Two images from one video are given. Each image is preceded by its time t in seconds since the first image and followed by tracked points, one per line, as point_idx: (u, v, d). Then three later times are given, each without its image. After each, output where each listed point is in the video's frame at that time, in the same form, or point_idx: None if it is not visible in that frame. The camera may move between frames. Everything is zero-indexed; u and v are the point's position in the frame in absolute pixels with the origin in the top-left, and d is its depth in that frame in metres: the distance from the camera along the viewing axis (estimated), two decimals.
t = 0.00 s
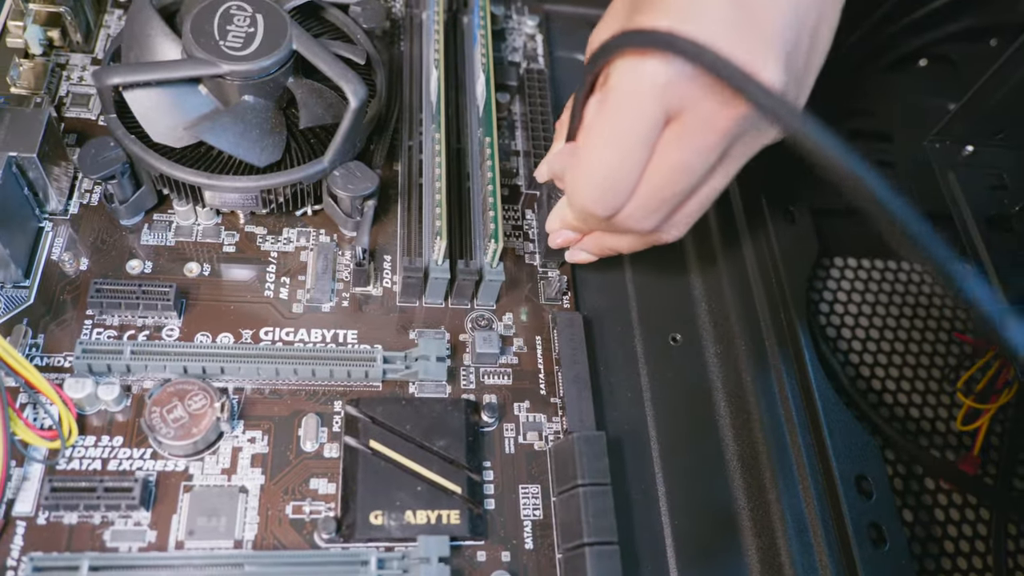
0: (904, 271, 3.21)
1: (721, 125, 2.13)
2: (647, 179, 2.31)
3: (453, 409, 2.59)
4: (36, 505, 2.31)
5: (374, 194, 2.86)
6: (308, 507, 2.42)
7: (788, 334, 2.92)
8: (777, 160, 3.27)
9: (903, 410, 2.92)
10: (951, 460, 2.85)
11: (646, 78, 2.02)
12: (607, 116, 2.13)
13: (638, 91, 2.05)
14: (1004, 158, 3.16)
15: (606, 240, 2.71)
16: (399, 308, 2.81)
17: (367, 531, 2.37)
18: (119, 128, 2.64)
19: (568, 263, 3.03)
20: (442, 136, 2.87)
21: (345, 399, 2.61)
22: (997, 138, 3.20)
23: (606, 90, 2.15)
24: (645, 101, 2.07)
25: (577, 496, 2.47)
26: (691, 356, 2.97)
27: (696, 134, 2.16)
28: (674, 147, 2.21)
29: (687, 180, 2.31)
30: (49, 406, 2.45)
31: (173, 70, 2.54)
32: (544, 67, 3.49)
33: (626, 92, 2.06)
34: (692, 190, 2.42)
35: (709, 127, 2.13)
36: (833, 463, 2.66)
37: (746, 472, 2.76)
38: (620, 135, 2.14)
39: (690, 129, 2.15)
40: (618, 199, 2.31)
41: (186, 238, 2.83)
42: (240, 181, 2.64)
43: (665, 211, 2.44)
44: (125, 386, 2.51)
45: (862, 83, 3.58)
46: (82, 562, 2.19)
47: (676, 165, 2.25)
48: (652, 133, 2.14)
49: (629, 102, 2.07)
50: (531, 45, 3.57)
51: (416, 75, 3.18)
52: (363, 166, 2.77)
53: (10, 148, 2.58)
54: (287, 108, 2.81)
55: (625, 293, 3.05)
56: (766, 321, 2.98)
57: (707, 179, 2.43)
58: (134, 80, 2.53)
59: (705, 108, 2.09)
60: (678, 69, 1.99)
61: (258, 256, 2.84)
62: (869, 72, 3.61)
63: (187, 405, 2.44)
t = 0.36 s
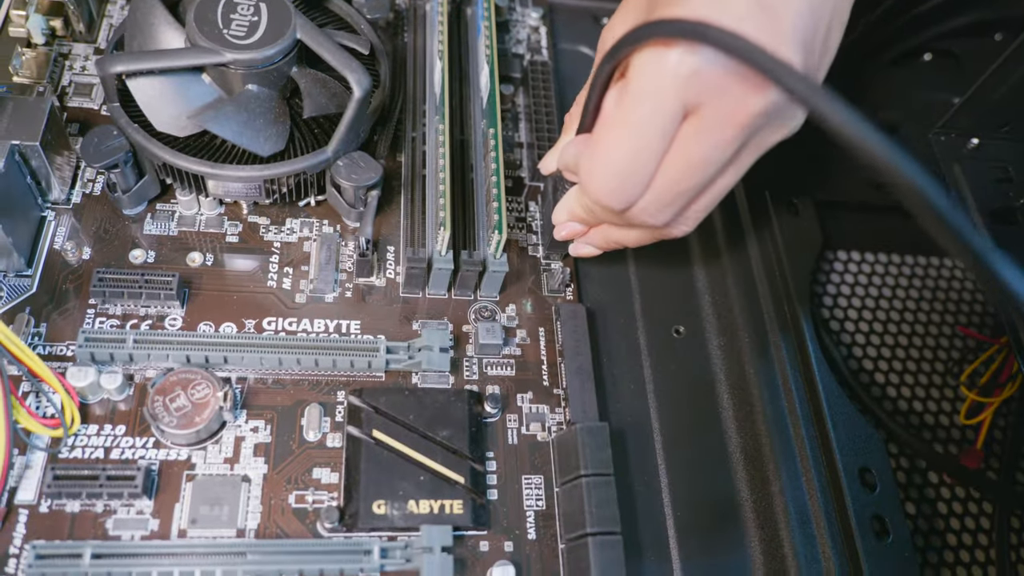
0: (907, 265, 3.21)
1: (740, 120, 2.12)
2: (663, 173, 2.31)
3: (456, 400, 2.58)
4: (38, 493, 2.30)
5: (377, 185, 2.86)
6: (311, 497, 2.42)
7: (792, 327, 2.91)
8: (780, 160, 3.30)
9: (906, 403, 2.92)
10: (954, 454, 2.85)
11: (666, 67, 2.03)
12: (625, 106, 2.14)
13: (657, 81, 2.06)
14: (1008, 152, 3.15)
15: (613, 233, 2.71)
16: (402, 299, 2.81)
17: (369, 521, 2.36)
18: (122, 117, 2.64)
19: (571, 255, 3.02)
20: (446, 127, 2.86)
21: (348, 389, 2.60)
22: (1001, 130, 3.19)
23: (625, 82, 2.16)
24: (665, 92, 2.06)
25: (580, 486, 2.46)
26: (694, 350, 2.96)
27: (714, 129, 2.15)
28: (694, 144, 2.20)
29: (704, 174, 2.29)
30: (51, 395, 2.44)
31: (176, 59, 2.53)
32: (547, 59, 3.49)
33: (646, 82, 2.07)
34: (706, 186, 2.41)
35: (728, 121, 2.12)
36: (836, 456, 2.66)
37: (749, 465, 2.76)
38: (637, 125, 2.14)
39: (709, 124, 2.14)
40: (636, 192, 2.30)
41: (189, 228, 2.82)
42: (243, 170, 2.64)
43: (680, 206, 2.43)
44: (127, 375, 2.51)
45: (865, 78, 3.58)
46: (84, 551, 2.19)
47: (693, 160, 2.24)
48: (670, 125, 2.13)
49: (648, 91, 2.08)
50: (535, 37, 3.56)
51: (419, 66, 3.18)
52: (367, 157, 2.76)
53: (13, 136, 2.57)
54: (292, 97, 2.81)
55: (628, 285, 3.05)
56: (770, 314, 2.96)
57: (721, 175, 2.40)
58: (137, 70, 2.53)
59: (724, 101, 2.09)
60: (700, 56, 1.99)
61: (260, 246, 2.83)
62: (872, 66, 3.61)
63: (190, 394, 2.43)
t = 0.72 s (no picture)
0: (905, 262, 3.20)
1: (735, 100, 2.15)
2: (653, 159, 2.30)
3: (455, 395, 2.58)
4: (37, 488, 2.30)
5: (377, 180, 2.85)
6: (309, 492, 2.42)
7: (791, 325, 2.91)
8: (779, 155, 3.29)
9: (903, 400, 2.91)
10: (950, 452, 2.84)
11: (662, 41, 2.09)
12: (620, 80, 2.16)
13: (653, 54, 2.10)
14: (1005, 151, 3.13)
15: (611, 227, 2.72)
16: (402, 294, 2.80)
17: (368, 516, 2.36)
18: (122, 111, 2.63)
19: (571, 250, 3.02)
20: (445, 122, 2.86)
21: (347, 384, 2.60)
22: (1000, 129, 3.17)
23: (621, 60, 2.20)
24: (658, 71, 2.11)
25: (579, 482, 2.45)
26: (692, 346, 2.95)
27: (708, 109, 2.17)
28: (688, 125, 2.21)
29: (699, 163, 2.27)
30: (50, 390, 2.44)
31: (175, 53, 2.53)
32: (547, 54, 3.48)
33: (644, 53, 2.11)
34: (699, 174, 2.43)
35: (721, 101, 2.15)
36: (834, 453, 2.65)
37: (746, 461, 2.75)
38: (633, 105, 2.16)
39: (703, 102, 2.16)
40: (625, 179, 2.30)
41: (188, 223, 2.82)
42: (242, 165, 2.64)
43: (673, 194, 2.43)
44: (126, 370, 2.51)
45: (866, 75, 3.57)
46: (82, 545, 2.19)
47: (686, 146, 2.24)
48: (664, 102, 2.16)
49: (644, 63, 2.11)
50: (535, 33, 3.56)
51: (418, 61, 3.17)
52: (366, 152, 2.75)
53: (12, 131, 2.57)
54: (290, 93, 2.80)
55: (626, 281, 3.04)
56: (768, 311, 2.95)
57: (713, 162, 2.43)
58: (136, 64, 2.53)
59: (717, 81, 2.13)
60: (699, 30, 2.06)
61: (259, 241, 2.83)
62: (875, 62, 3.59)
63: (188, 389, 2.43)
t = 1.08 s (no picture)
0: (902, 269, 3.22)
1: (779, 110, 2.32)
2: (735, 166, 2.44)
3: (456, 400, 2.60)
4: (40, 493, 2.32)
5: (378, 185, 2.87)
6: (311, 497, 2.43)
7: (790, 333, 2.95)
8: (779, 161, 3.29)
9: (900, 405, 2.93)
10: (947, 457, 2.86)
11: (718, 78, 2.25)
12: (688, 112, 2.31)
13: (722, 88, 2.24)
14: (1004, 158, 3.19)
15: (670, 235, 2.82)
16: (403, 300, 2.82)
17: (369, 521, 2.37)
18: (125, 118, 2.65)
19: (571, 255, 3.04)
20: (445, 128, 2.88)
21: (348, 389, 2.62)
22: (996, 137, 3.19)
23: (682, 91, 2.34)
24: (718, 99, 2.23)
25: (578, 488, 2.47)
26: (693, 352, 2.95)
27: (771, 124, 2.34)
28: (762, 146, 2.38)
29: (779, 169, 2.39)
30: (54, 395, 2.46)
31: (178, 61, 2.55)
32: (547, 60, 3.49)
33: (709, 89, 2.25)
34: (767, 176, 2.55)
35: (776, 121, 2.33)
36: (831, 459, 2.69)
37: (745, 467, 2.76)
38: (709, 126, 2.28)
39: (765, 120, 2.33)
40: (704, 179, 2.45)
41: (190, 229, 2.84)
42: (244, 172, 2.66)
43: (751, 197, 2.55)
44: (129, 375, 2.53)
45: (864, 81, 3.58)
46: (86, 550, 2.21)
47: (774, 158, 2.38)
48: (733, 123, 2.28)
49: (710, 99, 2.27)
50: (535, 39, 3.57)
51: (419, 67, 3.19)
52: (367, 158, 2.77)
53: (15, 138, 2.59)
54: (292, 100, 2.82)
55: (626, 285, 3.05)
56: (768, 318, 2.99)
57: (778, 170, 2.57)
58: (138, 72, 2.55)
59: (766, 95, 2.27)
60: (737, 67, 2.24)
61: (261, 247, 2.85)
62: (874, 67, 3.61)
63: (191, 394, 2.45)
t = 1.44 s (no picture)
0: (899, 265, 3.25)
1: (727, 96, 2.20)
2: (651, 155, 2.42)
3: (456, 394, 2.63)
4: (46, 484, 2.35)
5: (379, 182, 2.90)
6: (313, 488, 2.46)
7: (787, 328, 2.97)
8: (775, 161, 3.35)
9: (896, 401, 2.96)
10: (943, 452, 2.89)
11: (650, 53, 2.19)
12: (611, 88, 2.31)
13: (646, 62, 2.20)
14: (998, 154, 3.18)
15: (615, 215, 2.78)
16: (403, 295, 2.85)
17: (370, 512, 2.40)
18: (129, 115, 2.68)
19: (569, 251, 3.07)
20: (446, 126, 2.91)
21: (349, 383, 2.65)
22: (993, 133, 3.21)
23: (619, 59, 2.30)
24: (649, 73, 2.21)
25: (577, 479, 2.50)
26: (690, 348, 2.98)
27: (703, 111, 2.25)
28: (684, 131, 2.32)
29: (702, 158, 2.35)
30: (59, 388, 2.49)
31: (182, 58, 2.58)
32: (547, 58, 3.52)
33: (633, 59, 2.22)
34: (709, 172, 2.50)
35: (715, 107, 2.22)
36: (828, 452, 2.72)
37: (742, 461, 2.80)
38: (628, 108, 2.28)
39: (691, 103, 2.26)
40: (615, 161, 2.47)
41: (194, 225, 2.87)
42: (247, 168, 2.69)
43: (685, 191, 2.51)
44: (133, 369, 2.55)
45: (862, 79, 3.62)
46: (91, 540, 2.23)
47: (695, 146, 2.33)
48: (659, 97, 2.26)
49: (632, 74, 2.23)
50: (535, 38, 3.60)
51: (419, 65, 3.22)
52: (368, 155, 2.80)
53: (20, 135, 2.62)
54: (295, 97, 2.85)
55: (624, 280, 3.08)
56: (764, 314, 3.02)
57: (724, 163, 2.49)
58: (143, 69, 2.58)
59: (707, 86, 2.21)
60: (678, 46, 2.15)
61: (263, 242, 2.88)
62: (871, 65, 3.64)
63: (194, 387, 2.48)
